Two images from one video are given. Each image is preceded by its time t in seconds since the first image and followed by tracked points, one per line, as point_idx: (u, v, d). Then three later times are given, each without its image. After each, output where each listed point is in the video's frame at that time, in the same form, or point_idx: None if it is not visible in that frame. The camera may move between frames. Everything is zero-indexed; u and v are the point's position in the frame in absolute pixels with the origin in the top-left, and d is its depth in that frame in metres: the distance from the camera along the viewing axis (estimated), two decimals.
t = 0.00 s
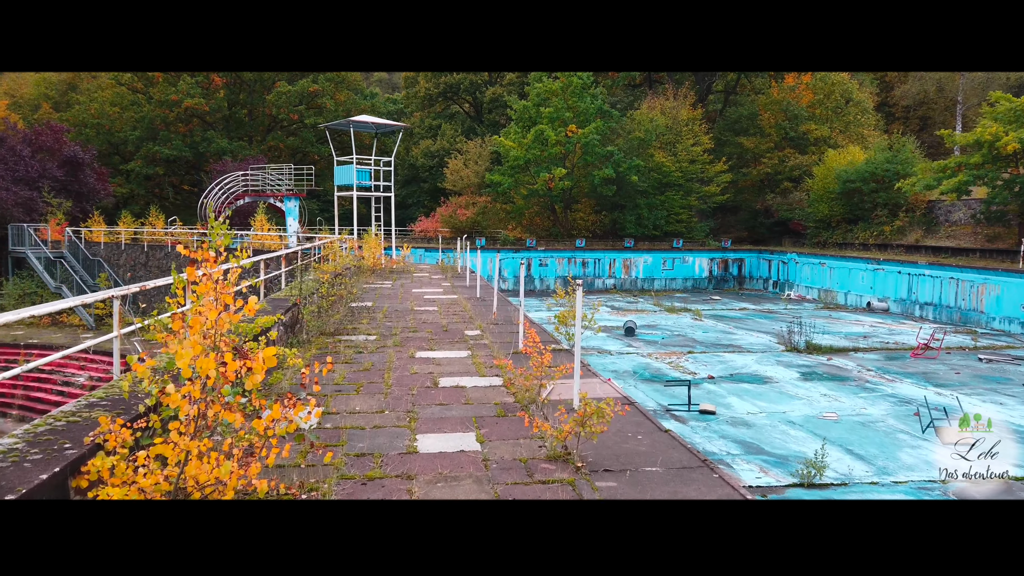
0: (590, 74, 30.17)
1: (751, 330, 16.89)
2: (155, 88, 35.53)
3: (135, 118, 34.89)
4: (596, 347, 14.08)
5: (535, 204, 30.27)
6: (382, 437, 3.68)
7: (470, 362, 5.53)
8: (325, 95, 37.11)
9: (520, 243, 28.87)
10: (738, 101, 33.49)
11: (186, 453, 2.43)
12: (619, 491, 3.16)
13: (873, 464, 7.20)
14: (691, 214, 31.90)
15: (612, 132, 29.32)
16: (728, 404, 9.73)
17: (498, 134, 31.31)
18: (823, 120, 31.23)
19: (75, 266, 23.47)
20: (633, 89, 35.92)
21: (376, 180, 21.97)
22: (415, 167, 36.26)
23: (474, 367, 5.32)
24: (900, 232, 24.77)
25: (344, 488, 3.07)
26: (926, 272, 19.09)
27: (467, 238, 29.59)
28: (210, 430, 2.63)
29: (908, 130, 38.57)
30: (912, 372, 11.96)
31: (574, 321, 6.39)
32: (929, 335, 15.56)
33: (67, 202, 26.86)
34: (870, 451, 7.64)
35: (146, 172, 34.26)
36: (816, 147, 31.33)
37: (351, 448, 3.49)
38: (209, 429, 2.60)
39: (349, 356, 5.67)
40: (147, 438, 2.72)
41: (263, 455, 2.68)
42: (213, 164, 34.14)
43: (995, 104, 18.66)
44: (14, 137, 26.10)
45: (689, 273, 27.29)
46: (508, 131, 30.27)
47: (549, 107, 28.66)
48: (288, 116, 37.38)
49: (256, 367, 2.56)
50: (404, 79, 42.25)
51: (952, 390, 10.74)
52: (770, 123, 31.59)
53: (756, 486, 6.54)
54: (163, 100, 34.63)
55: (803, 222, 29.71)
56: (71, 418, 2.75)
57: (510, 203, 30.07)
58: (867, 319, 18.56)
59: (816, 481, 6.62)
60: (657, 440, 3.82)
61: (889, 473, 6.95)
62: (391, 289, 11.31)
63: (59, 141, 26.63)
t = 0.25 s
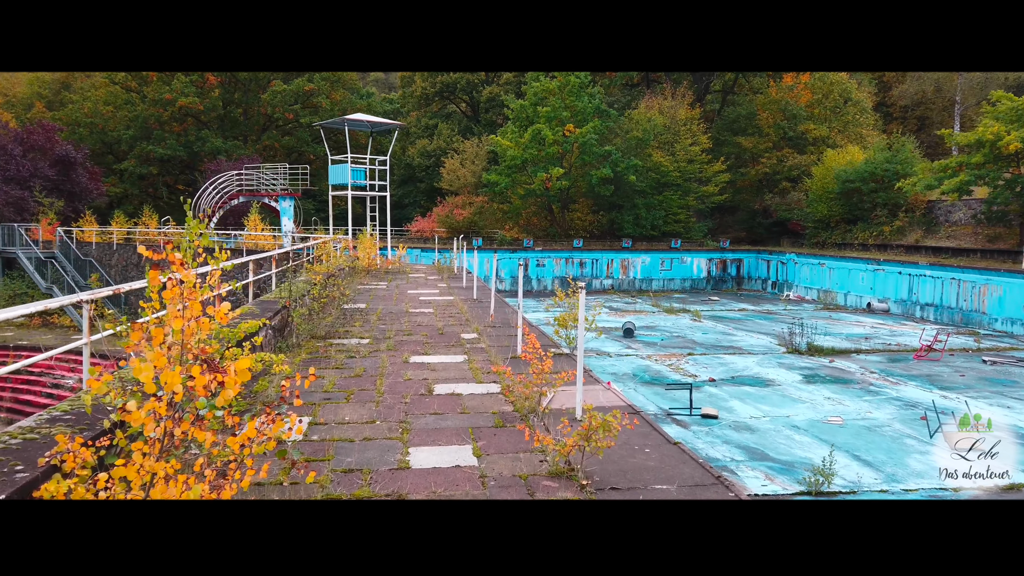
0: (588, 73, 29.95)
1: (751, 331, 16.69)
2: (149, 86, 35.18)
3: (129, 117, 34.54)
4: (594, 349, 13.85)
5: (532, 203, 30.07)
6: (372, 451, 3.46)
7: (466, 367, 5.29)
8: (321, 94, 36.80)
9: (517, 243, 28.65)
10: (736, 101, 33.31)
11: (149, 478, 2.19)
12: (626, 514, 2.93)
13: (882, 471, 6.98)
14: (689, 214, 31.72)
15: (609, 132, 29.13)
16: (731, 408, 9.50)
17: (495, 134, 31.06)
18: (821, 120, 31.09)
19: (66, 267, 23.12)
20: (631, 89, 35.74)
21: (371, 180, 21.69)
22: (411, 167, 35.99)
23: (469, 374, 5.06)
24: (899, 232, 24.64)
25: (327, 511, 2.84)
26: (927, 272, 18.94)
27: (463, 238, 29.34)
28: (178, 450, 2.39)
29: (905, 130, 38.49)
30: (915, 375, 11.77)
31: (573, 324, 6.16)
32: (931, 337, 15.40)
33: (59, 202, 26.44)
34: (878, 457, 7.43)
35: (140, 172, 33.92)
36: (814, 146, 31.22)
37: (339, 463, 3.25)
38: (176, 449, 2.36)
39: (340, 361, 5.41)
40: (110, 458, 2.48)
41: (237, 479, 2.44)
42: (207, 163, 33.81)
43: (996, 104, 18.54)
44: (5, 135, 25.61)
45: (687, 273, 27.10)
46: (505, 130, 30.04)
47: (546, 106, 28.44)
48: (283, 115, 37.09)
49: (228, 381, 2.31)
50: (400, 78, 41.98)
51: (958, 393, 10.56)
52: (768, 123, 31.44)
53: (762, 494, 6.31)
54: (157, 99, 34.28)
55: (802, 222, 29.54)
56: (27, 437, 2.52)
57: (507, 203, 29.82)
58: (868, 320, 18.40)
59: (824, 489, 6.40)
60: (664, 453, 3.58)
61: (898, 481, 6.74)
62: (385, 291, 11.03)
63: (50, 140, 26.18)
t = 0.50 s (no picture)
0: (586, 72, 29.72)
1: (753, 333, 16.46)
2: (144, 85, 34.84)
3: (124, 116, 34.19)
4: (593, 352, 13.61)
5: (530, 203, 29.79)
6: (361, 473, 3.20)
7: (464, 376, 5.03)
8: (317, 92, 36.48)
9: (515, 243, 28.42)
10: (736, 99, 33.08)
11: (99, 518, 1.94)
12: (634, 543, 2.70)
13: (893, 480, 6.74)
14: (688, 214, 31.49)
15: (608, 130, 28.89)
16: (734, 413, 9.28)
17: (493, 133, 30.80)
18: (822, 118, 30.87)
19: (58, 268, 22.78)
20: (630, 88, 35.48)
21: (367, 179, 21.40)
22: (408, 166, 35.70)
23: (466, 383, 4.81)
24: (901, 232, 24.45)
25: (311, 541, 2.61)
26: (930, 273, 18.75)
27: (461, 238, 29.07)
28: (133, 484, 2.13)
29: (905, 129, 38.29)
30: (922, 378, 11.56)
31: (576, 330, 5.92)
32: (935, 339, 15.20)
33: (52, 201, 26.04)
34: (888, 465, 7.21)
35: (134, 171, 33.58)
36: (814, 145, 31.01)
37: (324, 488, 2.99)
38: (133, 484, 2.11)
39: (331, 369, 5.16)
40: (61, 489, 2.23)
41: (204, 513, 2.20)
42: (202, 162, 33.49)
43: (1000, 102, 18.37)
44: None
45: (687, 273, 26.88)
46: (503, 129, 29.77)
47: (544, 105, 28.17)
48: (280, 114, 36.79)
49: (192, 408, 2.05)
50: (398, 77, 41.67)
51: (966, 397, 10.35)
52: (768, 122, 31.20)
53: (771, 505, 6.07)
54: (152, 98, 33.95)
55: (802, 221, 29.33)
56: None
57: (505, 202, 29.54)
58: (871, 321, 18.20)
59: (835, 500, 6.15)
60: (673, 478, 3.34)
61: (911, 490, 6.50)
62: (381, 293, 10.75)
63: (43, 139, 25.77)
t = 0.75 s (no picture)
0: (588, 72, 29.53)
1: (757, 335, 16.23)
2: (142, 85, 34.58)
3: (122, 116, 33.96)
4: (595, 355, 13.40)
5: (531, 203, 29.58)
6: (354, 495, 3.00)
7: (466, 385, 4.80)
8: (317, 92, 36.24)
9: (515, 244, 28.23)
10: (738, 99, 32.88)
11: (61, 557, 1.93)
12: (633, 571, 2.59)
13: (910, 491, 6.52)
14: (690, 214, 31.29)
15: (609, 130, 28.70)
16: (741, 419, 9.06)
17: (493, 133, 30.59)
18: (824, 118, 30.69)
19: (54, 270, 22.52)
20: (631, 87, 35.27)
21: (367, 179, 21.18)
22: (408, 166, 35.48)
23: (469, 394, 4.61)
24: (905, 232, 24.26)
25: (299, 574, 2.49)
26: (935, 274, 18.54)
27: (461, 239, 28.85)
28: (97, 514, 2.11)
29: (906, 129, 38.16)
30: (931, 382, 11.36)
31: (581, 337, 5.72)
32: (942, 341, 14.98)
33: (48, 202, 25.81)
34: (901, 474, 7.01)
35: (132, 172, 33.35)
36: (817, 145, 30.84)
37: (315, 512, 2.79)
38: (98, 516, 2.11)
39: (326, 379, 4.95)
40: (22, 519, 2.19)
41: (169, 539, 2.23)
42: (201, 163, 33.25)
43: (1006, 102, 18.19)
44: None
45: (689, 274, 26.65)
46: (503, 129, 29.55)
47: (545, 104, 27.94)
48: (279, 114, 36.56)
49: (155, 447, 2.04)
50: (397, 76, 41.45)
51: (978, 402, 10.14)
52: (770, 121, 31.01)
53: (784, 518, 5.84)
54: (150, 97, 33.71)
55: (805, 222, 29.12)
56: None
57: (506, 203, 29.30)
58: (876, 323, 17.98)
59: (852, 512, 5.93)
60: (690, 492, 3.12)
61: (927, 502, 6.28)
62: (380, 296, 10.52)
63: (40, 139, 25.57)
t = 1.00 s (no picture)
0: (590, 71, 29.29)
1: (762, 336, 16.01)
2: (141, 84, 34.37)
3: (120, 115, 33.75)
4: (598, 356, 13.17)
5: (532, 203, 29.38)
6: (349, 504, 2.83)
7: (470, 388, 4.60)
8: (316, 92, 36.02)
9: (517, 244, 28.03)
10: (741, 98, 32.68)
11: None
12: None
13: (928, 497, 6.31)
14: (693, 214, 31.09)
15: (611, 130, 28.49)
16: (750, 421, 8.83)
17: (494, 132, 30.36)
18: (828, 118, 30.47)
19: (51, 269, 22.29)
20: (633, 87, 35.05)
21: (367, 179, 20.96)
22: (408, 166, 35.28)
23: (473, 397, 4.40)
24: (910, 233, 24.06)
25: None
26: (942, 274, 18.33)
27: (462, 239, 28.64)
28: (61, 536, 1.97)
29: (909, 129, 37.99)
30: (941, 384, 11.15)
31: (590, 337, 5.51)
32: (950, 343, 14.76)
33: (45, 201, 25.57)
34: (918, 479, 6.79)
35: (131, 172, 33.12)
36: (820, 145, 30.64)
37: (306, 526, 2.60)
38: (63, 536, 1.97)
39: (323, 381, 4.73)
40: None
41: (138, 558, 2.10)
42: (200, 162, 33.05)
43: (1013, 100, 17.99)
44: None
45: (691, 275, 26.45)
46: (505, 128, 29.32)
47: (547, 104, 27.73)
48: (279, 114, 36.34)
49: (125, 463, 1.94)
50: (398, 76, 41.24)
51: (990, 404, 9.93)
52: (773, 121, 30.78)
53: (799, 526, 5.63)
54: (149, 97, 33.51)
55: (808, 222, 28.92)
56: None
57: (507, 203, 29.10)
58: (882, 324, 17.78)
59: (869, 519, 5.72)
60: (712, 501, 2.91)
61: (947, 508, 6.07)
62: (380, 296, 10.29)
63: (37, 138, 25.35)
